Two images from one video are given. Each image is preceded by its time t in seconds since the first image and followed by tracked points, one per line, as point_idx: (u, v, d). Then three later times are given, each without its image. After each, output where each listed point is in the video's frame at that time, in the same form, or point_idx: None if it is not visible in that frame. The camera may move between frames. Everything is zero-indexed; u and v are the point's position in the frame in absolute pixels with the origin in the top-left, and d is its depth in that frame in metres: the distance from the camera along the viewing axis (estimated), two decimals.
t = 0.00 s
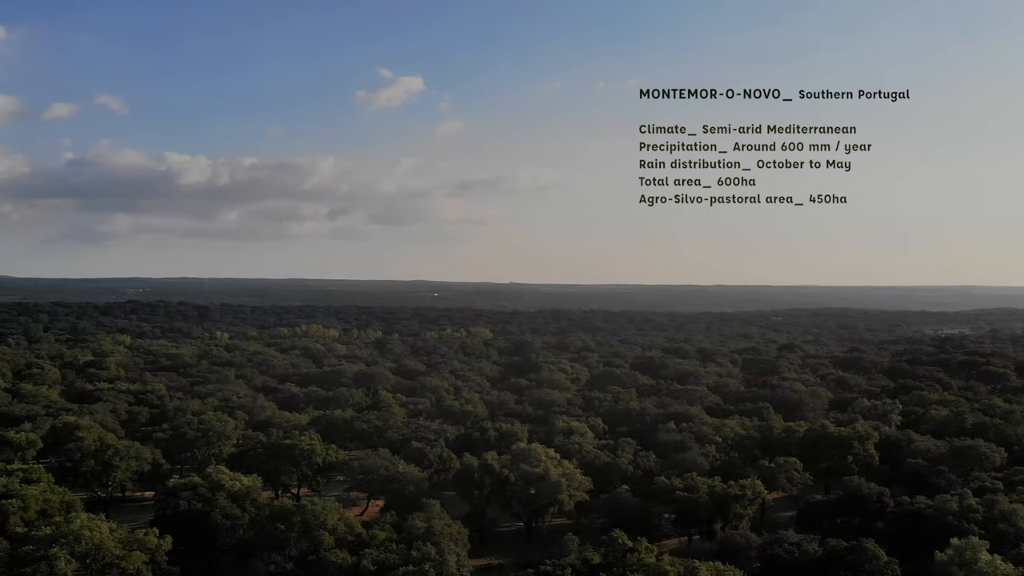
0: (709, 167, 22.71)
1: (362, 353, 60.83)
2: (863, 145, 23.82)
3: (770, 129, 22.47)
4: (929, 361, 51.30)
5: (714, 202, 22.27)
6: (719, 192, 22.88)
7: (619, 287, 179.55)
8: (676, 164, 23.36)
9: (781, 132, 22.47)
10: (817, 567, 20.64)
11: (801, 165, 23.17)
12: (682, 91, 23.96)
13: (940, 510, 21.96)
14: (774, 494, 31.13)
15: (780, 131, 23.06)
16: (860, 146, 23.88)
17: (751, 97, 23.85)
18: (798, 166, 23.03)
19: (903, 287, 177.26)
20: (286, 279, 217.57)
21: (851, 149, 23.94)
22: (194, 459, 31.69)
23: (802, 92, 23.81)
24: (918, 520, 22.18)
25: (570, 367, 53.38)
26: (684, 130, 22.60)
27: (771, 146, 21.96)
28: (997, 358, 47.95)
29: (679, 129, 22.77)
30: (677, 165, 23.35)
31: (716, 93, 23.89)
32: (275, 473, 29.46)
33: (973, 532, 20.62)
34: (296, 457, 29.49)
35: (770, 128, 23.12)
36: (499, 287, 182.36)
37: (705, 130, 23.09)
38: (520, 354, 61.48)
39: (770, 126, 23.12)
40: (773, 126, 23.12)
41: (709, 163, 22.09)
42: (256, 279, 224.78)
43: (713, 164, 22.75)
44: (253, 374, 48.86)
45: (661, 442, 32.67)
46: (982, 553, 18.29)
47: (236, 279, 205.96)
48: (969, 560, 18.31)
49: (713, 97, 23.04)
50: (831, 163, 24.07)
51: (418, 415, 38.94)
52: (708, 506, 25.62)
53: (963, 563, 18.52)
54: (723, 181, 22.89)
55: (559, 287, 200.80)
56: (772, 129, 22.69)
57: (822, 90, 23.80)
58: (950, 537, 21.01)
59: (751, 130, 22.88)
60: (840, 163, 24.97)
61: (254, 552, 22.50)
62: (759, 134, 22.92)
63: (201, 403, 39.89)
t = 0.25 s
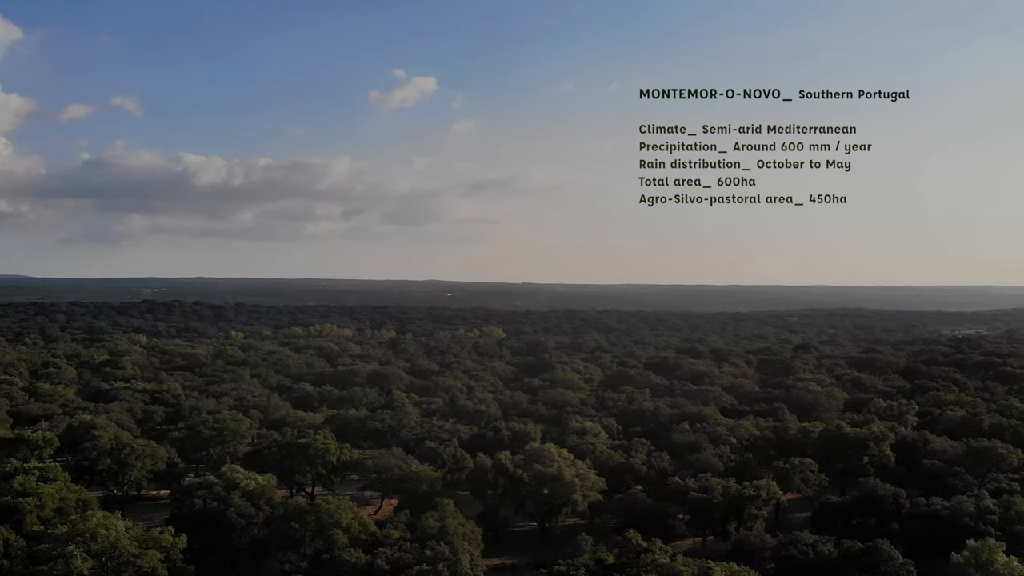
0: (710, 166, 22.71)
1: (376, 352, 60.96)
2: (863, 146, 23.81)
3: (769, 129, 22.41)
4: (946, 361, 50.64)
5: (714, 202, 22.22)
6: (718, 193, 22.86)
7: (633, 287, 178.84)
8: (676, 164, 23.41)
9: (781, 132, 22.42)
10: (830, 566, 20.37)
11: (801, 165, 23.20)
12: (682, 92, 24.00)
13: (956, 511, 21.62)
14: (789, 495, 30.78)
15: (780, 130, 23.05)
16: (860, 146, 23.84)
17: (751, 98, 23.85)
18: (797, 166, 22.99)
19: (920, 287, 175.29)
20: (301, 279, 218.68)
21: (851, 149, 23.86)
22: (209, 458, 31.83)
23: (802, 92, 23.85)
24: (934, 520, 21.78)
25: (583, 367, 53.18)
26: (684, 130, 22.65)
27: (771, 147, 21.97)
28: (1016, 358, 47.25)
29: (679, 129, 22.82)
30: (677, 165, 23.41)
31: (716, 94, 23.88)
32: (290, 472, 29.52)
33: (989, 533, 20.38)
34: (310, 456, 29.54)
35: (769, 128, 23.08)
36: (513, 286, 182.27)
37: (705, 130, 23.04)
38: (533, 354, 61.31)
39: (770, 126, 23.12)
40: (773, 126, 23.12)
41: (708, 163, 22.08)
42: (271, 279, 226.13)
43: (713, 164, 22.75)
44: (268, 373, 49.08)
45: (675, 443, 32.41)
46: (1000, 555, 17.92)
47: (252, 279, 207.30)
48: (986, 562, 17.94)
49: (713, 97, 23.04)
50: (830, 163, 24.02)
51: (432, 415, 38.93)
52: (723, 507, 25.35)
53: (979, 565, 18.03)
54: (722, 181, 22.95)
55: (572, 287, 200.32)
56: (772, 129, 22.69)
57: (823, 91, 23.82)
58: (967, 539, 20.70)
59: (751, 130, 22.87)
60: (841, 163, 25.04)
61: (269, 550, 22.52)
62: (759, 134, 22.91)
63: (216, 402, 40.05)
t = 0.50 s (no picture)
0: (709, 166, 22.11)
1: (387, 352, 60.96)
2: (863, 146, 22.90)
3: (770, 129, 21.84)
4: (962, 361, 49.95)
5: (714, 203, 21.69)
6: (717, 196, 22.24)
7: (645, 287, 177.97)
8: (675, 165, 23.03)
9: (781, 132, 21.79)
10: (843, 567, 20.06)
11: (801, 165, 22.46)
12: (682, 91, 23.06)
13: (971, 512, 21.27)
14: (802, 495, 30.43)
15: (780, 130, 22.40)
16: (859, 146, 22.95)
17: (751, 96, 23.19)
18: (797, 166, 22.30)
19: (935, 287, 173.34)
20: (315, 279, 219.73)
21: (851, 149, 23.02)
22: (222, 457, 31.86)
23: (802, 92, 23.15)
24: (948, 521, 21.46)
25: (595, 367, 52.93)
26: (684, 130, 22.13)
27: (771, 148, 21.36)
28: None
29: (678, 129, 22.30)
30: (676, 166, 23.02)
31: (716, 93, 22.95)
32: (302, 471, 29.51)
33: (1004, 535, 20.09)
34: (323, 455, 29.52)
35: (769, 127, 22.42)
36: (525, 286, 181.92)
37: (705, 130, 22.41)
38: (544, 354, 61.07)
39: (771, 126, 22.43)
40: (773, 126, 22.43)
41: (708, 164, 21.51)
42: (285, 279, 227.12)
43: (712, 164, 22.16)
44: (281, 373, 49.19)
45: (688, 443, 32.11)
46: (1013, 556, 17.56)
47: (266, 279, 208.32)
48: (1000, 563, 17.59)
49: (714, 97, 22.33)
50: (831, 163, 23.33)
51: (443, 414, 38.85)
52: (735, 507, 25.05)
53: (993, 567, 17.68)
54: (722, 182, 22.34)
55: (583, 287, 199.70)
56: (773, 129, 22.01)
57: (825, 90, 22.95)
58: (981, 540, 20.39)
59: (751, 130, 22.19)
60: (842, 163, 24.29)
61: (281, 549, 22.48)
62: (759, 133, 22.22)
63: (229, 401, 40.13)
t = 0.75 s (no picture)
0: (708, 167, 21.49)
1: (399, 351, 60.97)
2: (863, 146, 22.09)
3: (770, 129, 21.16)
4: (976, 361, 49.31)
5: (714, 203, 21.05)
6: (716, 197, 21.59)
7: (657, 286, 177.30)
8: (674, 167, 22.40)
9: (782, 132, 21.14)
10: (856, 568, 19.77)
11: (801, 165, 21.80)
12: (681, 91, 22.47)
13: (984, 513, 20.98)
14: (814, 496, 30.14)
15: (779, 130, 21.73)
16: (859, 146, 22.13)
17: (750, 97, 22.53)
18: (798, 167, 21.62)
19: (949, 287, 171.70)
20: (328, 278, 220.49)
21: (851, 150, 22.21)
22: (234, 456, 31.92)
23: (802, 92, 22.44)
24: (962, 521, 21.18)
25: (606, 367, 52.70)
26: (684, 130, 21.44)
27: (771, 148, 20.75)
28: None
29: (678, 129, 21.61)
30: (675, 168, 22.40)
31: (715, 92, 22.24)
32: (314, 470, 29.50)
33: (1018, 535, 19.82)
34: (334, 455, 29.49)
35: (769, 128, 21.82)
36: (538, 285, 181.20)
37: (705, 131, 21.83)
38: (555, 354, 60.86)
39: (771, 126, 21.81)
40: (773, 126, 21.83)
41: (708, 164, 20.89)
42: (298, 279, 228.07)
43: (712, 164, 21.60)
44: (292, 372, 49.30)
45: (699, 444, 31.83)
46: None
47: (279, 279, 209.24)
48: (1014, 564, 17.27)
49: (713, 96, 21.70)
50: (835, 163, 22.43)
51: (454, 414, 38.79)
52: (747, 508, 24.80)
53: (1007, 568, 17.38)
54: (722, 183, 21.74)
55: (594, 287, 199.21)
56: (773, 129, 21.40)
57: (826, 90, 22.16)
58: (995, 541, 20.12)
59: (751, 130, 21.62)
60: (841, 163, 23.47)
61: (292, 548, 22.46)
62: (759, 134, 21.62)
63: (241, 401, 40.23)
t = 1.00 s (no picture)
0: (710, 166, 21.78)
1: (409, 351, 61.06)
2: (863, 145, 22.30)
3: (770, 129, 21.42)
4: (991, 361, 48.75)
5: (714, 203, 21.31)
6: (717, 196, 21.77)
7: (668, 286, 176.59)
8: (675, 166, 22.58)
9: (781, 132, 21.35)
10: (869, 570, 19.52)
11: (802, 165, 21.97)
12: (682, 92, 22.62)
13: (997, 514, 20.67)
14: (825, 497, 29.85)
15: (780, 130, 21.95)
16: (859, 146, 22.35)
17: (750, 96, 22.68)
18: (798, 167, 21.82)
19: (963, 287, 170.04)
20: (339, 279, 220.93)
21: (850, 150, 22.44)
22: (245, 456, 31.98)
23: (802, 92, 22.63)
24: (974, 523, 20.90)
25: (617, 367, 52.53)
26: (684, 130, 21.68)
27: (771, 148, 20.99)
28: None
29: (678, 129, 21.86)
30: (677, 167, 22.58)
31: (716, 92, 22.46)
32: (325, 470, 29.51)
33: None
34: (345, 454, 29.50)
35: (769, 128, 22.03)
36: (548, 286, 180.84)
37: (705, 130, 22.09)
38: (565, 354, 60.72)
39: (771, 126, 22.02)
40: (773, 126, 22.01)
41: (708, 164, 21.11)
42: (310, 279, 228.82)
43: (713, 163, 21.79)
44: (304, 372, 49.44)
45: (710, 445, 31.57)
46: None
47: (291, 279, 209.97)
48: None
49: (713, 97, 21.91)
50: (833, 163, 22.69)
51: (465, 414, 38.75)
52: (758, 508, 24.57)
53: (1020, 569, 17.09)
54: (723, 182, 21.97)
55: (605, 288, 198.67)
56: (773, 129, 21.59)
57: (827, 90, 22.42)
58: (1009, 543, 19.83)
59: (751, 130, 21.82)
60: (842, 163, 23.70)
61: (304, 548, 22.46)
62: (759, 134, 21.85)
63: (253, 400, 40.35)
